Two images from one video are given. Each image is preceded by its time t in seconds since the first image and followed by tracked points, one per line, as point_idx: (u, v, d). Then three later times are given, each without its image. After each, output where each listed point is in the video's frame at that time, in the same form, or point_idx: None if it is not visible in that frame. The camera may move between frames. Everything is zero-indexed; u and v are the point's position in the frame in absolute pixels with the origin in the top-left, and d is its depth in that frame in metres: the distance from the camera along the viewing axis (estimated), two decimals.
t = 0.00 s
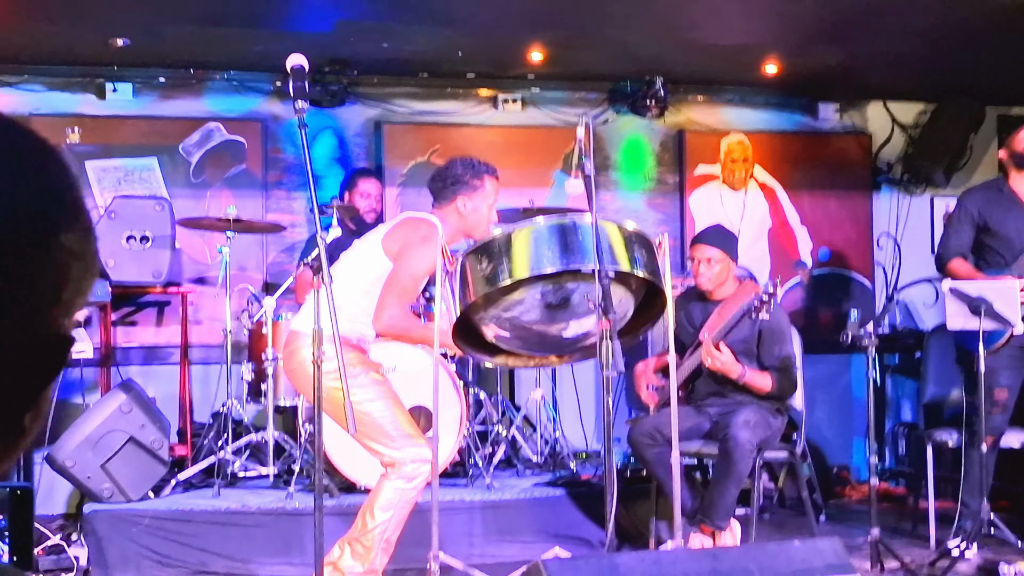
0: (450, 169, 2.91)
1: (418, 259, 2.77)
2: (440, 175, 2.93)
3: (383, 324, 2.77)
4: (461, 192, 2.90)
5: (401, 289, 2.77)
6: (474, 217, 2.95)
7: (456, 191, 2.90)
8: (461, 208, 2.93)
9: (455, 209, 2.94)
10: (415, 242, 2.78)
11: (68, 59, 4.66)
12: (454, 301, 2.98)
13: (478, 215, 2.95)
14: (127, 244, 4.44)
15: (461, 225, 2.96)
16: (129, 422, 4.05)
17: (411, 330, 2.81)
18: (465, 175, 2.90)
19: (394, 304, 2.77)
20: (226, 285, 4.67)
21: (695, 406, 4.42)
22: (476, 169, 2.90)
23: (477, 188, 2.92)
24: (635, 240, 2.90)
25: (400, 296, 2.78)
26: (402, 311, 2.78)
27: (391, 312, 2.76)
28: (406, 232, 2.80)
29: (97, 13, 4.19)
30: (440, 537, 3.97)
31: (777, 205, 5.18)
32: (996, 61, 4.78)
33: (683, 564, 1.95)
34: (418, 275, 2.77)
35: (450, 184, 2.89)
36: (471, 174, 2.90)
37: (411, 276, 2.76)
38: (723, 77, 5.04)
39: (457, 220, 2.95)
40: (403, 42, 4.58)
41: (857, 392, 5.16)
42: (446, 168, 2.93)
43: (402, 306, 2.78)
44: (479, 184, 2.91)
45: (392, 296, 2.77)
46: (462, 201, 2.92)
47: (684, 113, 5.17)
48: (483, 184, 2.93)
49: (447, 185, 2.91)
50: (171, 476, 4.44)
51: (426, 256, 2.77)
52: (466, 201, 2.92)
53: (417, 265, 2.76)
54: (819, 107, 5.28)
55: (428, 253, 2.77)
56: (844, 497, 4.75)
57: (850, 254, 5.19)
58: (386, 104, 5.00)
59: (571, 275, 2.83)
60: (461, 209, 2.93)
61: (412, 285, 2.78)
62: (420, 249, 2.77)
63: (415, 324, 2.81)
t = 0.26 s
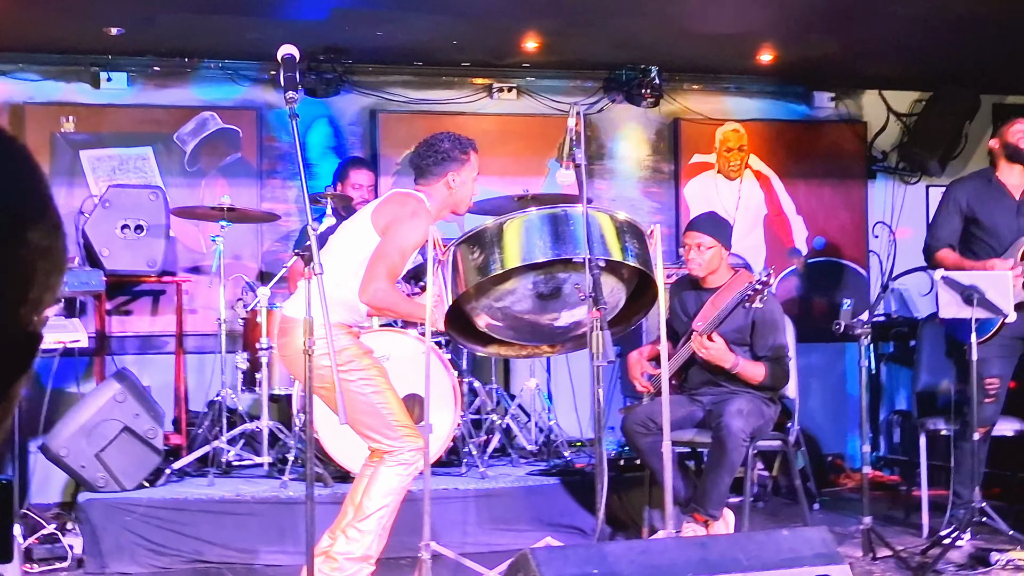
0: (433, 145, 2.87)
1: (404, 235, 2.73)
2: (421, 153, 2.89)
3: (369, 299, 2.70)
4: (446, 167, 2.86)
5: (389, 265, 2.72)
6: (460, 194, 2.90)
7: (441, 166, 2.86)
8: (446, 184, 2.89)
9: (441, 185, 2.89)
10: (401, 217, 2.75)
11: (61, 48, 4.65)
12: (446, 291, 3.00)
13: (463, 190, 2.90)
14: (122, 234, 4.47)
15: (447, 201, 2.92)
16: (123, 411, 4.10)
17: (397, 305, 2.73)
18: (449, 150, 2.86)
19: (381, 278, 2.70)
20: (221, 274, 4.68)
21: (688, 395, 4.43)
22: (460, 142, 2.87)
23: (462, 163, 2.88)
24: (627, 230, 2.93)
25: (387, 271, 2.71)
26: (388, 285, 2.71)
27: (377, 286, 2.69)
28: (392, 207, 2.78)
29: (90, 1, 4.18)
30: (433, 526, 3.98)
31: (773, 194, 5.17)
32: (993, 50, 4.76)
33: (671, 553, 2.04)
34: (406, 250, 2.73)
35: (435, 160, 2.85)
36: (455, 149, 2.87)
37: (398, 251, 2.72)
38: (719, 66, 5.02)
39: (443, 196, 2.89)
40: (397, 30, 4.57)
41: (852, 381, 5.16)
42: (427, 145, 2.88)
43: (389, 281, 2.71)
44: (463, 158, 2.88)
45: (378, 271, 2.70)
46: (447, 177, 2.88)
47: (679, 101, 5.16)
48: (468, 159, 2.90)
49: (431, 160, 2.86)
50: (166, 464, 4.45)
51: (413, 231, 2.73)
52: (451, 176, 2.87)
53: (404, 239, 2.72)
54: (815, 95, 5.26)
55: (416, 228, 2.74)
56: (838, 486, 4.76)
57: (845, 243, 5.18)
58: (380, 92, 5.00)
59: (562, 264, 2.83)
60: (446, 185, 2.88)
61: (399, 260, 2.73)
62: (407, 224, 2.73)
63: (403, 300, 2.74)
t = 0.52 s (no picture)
0: (421, 116, 2.87)
1: (393, 203, 2.73)
2: (409, 124, 2.88)
3: (347, 262, 2.67)
4: (435, 139, 2.86)
5: (375, 233, 2.71)
6: (448, 165, 2.91)
7: (432, 137, 2.86)
8: (436, 156, 2.88)
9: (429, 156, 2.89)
10: (390, 186, 2.75)
11: (61, 41, 4.64)
12: (447, 279, 3.00)
13: (451, 162, 2.91)
14: (123, 226, 4.46)
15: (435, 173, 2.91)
16: (126, 403, 4.10)
17: (378, 272, 2.72)
18: (439, 121, 2.87)
19: (365, 244, 2.69)
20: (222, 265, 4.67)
21: (690, 382, 4.44)
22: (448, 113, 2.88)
23: (451, 134, 2.90)
24: (627, 219, 2.92)
25: (372, 238, 2.71)
26: (371, 251, 2.70)
27: (360, 251, 2.67)
28: (382, 179, 2.78)
29: None
30: (436, 516, 3.98)
31: (774, 181, 5.17)
32: (995, 36, 4.74)
33: (672, 542, 2.05)
34: (393, 219, 2.73)
35: (425, 131, 2.85)
36: (444, 120, 2.88)
37: (385, 219, 2.72)
38: (719, 53, 5.00)
39: (432, 168, 2.89)
40: (397, 20, 4.56)
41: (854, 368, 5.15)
42: (414, 116, 2.88)
43: (372, 248, 2.70)
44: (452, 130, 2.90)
45: (363, 236, 2.69)
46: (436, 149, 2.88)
47: (680, 89, 5.15)
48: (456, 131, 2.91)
49: (420, 131, 2.86)
50: (169, 456, 4.46)
51: (403, 200, 2.74)
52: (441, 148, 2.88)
53: (392, 208, 2.72)
54: (816, 81, 5.25)
55: (406, 197, 2.74)
56: (842, 473, 4.76)
57: (848, 231, 5.17)
58: (380, 82, 5.00)
59: (562, 254, 2.83)
60: (435, 156, 2.88)
61: (386, 228, 2.73)
62: (396, 193, 2.73)
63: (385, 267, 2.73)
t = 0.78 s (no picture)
0: (411, 104, 2.85)
1: (393, 194, 2.71)
2: (400, 111, 2.87)
3: (351, 258, 2.67)
4: (430, 125, 2.86)
5: (378, 224, 2.70)
6: (442, 150, 2.92)
7: (428, 124, 2.85)
8: (432, 142, 2.89)
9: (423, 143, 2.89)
10: (388, 177, 2.73)
11: (66, 44, 4.64)
12: (457, 287, 2.98)
13: (446, 146, 2.92)
14: (129, 230, 4.45)
15: (429, 160, 2.91)
16: (134, 408, 4.10)
17: (382, 264, 2.71)
18: (431, 107, 2.85)
19: (368, 238, 2.67)
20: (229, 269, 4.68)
21: (698, 387, 4.43)
22: (439, 98, 2.87)
23: (443, 118, 2.89)
24: (638, 224, 2.93)
25: (375, 231, 2.69)
26: (374, 245, 2.68)
27: (364, 246, 2.66)
28: (380, 169, 2.76)
29: None
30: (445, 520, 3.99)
31: (779, 183, 5.17)
32: (1000, 37, 4.75)
33: (687, 549, 2.04)
34: (393, 211, 2.71)
35: (419, 119, 2.84)
36: (436, 104, 2.87)
37: (385, 211, 2.70)
38: (724, 55, 5.01)
39: (428, 154, 2.89)
40: (402, 23, 4.56)
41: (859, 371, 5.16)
42: (404, 104, 2.86)
43: (376, 241, 2.68)
44: (445, 114, 2.89)
45: (365, 230, 2.67)
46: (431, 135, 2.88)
47: (684, 92, 5.15)
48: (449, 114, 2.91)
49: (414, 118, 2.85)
50: (176, 460, 4.46)
51: (401, 190, 2.71)
52: (436, 132, 2.88)
53: (393, 199, 2.70)
54: (820, 83, 5.24)
55: (404, 188, 2.72)
56: (847, 476, 4.77)
57: (852, 233, 5.18)
58: (384, 85, 4.99)
59: (574, 259, 2.84)
60: (430, 142, 2.89)
61: (387, 221, 2.70)
62: (397, 182, 2.72)
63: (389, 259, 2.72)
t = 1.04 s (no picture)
0: (398, 95, 2.86)
1: (390, 181, 2.69)
2: (387, 104, 2.87)
3: (347, 241, 2.63)
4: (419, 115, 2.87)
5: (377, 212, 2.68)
6: (429, 140, 2.93)
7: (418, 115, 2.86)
8: (420, 132, 2.90)
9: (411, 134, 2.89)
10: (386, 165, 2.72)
11: (70, 50, 4.66)
12: (461, 292, 3.00)
13: (432, 137, 2.94)
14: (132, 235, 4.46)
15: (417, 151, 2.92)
16: (136, 413, 4.11)
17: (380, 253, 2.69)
18: (418, 97, 2.87)
19: (365, 222, 2.64)
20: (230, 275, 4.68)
21: (699, 394, 4.44)
22: (426, 90, 2.89)
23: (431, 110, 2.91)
24: (641, 232, 2.94)
25: (372, 216, 2.66)
26: (370, 230, 2.65)
27: (361, 230, 2.63)
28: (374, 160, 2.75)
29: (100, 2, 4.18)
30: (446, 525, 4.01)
31: (780, 190, 5.18)
32: (1000, 45, 4.77)
33: (691, 556, 1.90)
34: (391, 197, 2.69)
35: (407, 109, 2.84)
36: (423, 96, 2.89)
37: (383, 198, 2.68)
38: (725, 62, 5.03)
39: (416, 145, 2.90)
40: (405, 30, 4.58)
41: (860, 378, 5.16)
42: (392, 96, 2.86)
43: (372, 226, 2.65)
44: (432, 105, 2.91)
45: (362, 214, 2.64)
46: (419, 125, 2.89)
47: (686, 99, 5.17)
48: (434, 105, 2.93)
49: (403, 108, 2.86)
50: (178, 466, 4.46)
51: (399, 178, 2.70)
52: (424, 124, 2.89)
53: (391, 186, 2.68)
54: (821, 91, 5.27)
55: (402, 175, 2.71)
56: (848, 483, 4.78)
57: (852, 240, 5.20)
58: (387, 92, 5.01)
59: (578, 267, 2.85)
60: (419, 133, 2.89)
61: (384, 207, 2.68)
62: (393, 170, 2.72)
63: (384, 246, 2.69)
